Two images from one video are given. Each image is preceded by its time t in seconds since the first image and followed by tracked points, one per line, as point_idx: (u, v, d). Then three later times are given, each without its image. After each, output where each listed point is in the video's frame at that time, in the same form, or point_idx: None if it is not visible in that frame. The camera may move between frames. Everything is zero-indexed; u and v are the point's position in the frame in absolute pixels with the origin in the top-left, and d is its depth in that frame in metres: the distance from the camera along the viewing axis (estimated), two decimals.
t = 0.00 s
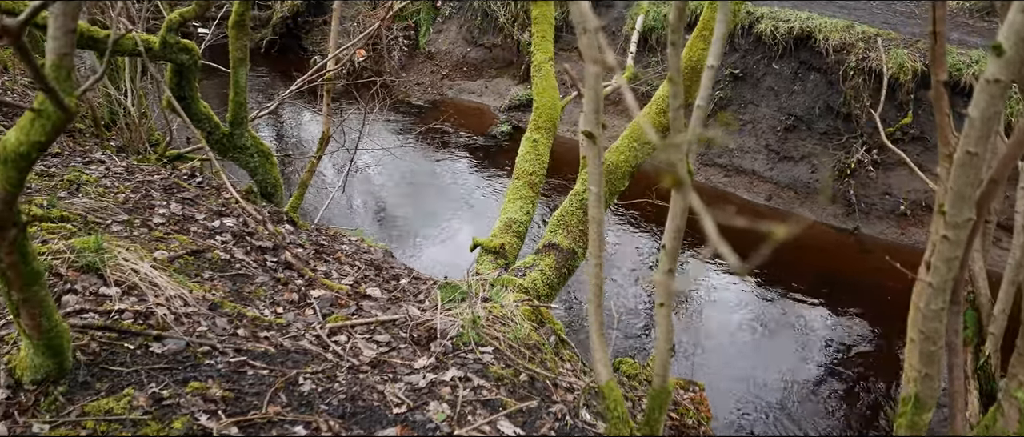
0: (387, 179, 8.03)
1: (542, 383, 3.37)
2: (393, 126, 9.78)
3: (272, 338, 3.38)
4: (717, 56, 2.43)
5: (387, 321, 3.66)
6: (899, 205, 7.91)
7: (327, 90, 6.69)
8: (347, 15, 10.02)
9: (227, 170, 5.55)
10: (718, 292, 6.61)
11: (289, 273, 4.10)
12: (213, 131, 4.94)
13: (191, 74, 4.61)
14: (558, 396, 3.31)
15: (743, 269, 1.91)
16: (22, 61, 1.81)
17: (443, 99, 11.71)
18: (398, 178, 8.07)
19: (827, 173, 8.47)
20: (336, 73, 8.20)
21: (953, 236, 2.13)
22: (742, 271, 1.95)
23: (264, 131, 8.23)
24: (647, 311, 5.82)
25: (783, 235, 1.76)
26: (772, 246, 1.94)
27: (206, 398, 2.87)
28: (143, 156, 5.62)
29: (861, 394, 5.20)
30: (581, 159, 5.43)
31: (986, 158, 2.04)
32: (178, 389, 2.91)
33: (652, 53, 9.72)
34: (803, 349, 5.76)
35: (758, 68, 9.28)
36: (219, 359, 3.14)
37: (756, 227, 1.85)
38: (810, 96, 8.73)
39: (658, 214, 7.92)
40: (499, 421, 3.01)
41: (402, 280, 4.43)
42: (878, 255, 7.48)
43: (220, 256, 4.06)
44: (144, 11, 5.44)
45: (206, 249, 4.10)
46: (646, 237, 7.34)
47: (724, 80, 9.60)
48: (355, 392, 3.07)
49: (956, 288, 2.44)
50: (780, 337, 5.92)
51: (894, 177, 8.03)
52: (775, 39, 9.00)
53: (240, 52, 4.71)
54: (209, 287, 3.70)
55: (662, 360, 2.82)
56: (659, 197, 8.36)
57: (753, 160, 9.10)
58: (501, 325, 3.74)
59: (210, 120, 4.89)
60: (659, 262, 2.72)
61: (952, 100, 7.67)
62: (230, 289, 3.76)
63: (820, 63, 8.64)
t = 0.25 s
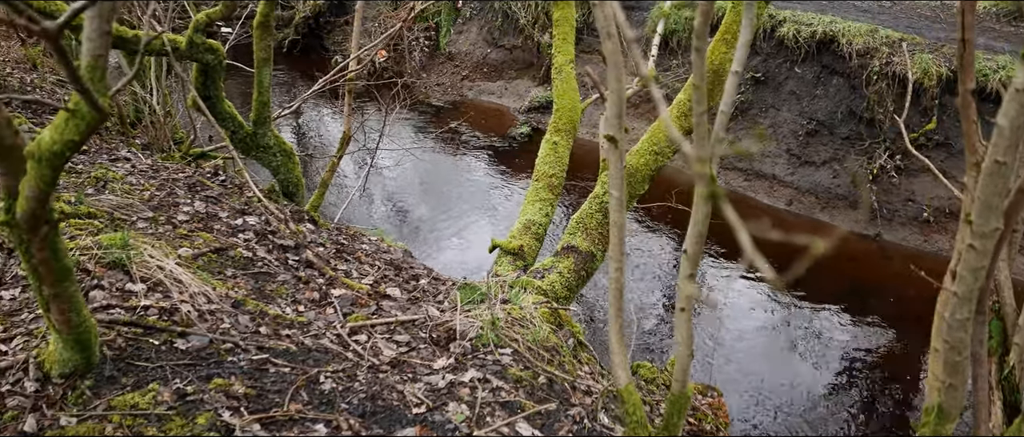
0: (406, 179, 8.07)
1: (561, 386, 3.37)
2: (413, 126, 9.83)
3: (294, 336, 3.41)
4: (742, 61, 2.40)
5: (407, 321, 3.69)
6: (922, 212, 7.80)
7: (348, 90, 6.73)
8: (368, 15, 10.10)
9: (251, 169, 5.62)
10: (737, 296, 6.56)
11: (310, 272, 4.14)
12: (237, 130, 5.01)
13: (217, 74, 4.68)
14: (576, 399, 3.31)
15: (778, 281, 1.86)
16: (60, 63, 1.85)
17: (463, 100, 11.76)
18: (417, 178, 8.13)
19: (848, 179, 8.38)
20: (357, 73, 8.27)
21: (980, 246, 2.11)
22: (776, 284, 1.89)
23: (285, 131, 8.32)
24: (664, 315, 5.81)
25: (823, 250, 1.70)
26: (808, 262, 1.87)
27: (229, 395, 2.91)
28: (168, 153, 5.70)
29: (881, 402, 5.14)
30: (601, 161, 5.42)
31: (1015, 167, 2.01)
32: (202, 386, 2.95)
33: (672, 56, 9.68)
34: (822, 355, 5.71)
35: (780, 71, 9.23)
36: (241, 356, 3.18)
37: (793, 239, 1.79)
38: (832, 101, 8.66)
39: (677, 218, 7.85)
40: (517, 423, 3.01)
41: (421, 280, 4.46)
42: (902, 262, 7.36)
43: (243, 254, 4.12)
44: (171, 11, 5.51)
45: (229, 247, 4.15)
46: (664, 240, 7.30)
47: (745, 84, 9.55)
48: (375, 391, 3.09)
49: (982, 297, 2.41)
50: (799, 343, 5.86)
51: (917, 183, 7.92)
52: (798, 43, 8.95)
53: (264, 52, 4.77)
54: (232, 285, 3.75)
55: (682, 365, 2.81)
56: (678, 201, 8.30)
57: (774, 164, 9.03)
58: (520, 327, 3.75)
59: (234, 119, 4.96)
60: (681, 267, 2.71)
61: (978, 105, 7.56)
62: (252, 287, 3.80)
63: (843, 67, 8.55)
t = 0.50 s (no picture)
0: (417, 180, 8.10)
1: (571, 388, 3.38)
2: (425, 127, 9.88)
3: (306, 337, 3.44)
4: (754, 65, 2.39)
5: (419, 323, 3.71)
6: (936, 214, 7.72)
7: (361, 91, 6.77)
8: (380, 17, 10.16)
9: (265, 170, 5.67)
10: (748, 299, 6.53)
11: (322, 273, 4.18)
12: (252, 132, 5.06)
13: (232, 77, 4.73)
14: (587, 401, 3.31)
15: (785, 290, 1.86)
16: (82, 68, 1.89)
17: (474, 101, 11.80)
18: (428, 180, 8.17)
19: (861, 180, 8.33)
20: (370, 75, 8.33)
21: (992, 250, 2.09)
22: (784, 294, 1.89)
23: (299, 132, 8.39)
24: (675, 317, 5.80)
25: (829, 263, 1.69)
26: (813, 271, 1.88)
27: (242, 395, 2.95)
28: (183, 154, 5.76)
29: (894, 406, 5.10)
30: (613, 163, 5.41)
31: None
32: (216, 385, 2.99)
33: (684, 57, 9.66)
34: (832, 357, 5.68)
35: (794, 73, 9.19)
36: (255, 357, 3.21)
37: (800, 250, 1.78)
38: (846, 102, 8.62)
39: (688, 221, 7.83)
40: (528, 425, 3.01)
41: (433, 281, 4.48)
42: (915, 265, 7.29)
43: (256, 255, 4.16)
44: (186, 14, 5.58)
45: (243, 247, 4.20)
46: (675, 242, 7.28)
47: (758, 85, 9.52)
48: (387, 392, 3.11)
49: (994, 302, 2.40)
50: (811, 346, 5.83)
51: (931, 185, 7.84)
52: (811, 44, 8.91)
53: (278, 55, 4.82)
54: (245, 285, 3.79)
55: (692, 368, 2.80)
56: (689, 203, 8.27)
57: (786, 166, 8.99)
58: (531, 329, 3.76)
59: (248, 121, 5.02)
60: (691, 270, 2.71)
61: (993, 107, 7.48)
62: (266, 288, 3.84)
63: (857, 68, 8.52)
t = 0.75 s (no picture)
0: (427, 180, 8.13)
1: (579, 389, 3.38)
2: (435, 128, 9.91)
3: (316, 336, 3.47)
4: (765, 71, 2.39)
5: (428, 323, 3.73)
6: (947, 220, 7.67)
7: (372, 92, 6.79)
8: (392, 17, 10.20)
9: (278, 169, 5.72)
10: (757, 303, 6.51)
11: (333, 272, 4.21)
12: (264, 131, 5.10)
13: (246, 76, 4.78)
14: (595, 403, 3.32)
15: (792, 298, 1.90)
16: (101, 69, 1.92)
17: (485, 101, 11.84)
18: (438, 180, 8.20)
19: (873, 185, 8.28)
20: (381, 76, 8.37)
21: (1003, 258, 2.09)
22: (792, 301, 1.90)
23: (310, 131, 8.44)
24: (684, 321, 5.80)
25: (836, 274, 1.72)
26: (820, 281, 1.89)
27: (254, 392, 2.97)
28: (195, 152, 5.81)
29: (902, 413, 5.08)
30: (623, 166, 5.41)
31: None
32: (228, 382, 3.02)
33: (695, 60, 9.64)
34: (841, 362, 5.67)
35: (805, 77, 9.16)
36: (266, 354, 3.24)
37: (807, 260, 1.81)
38: (858, 107, 8.58)
39: (697, 224, 7.81)
40: (536, 426, 3.02)
41: (442, 282, 4.50)
42: (926, 271, 7.25)
43: (268, 253, 4.19)
44: (201, 14, 5.63)
45: (255, 246, 4.23)
46: (684, 245, 7.27)
47: (769, 88, 9.49)
48: (396, 392, 3.13)
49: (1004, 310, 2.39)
50: (820, 351, 5.81)
51: (943, 191, 7.79)
52: (823, 48, 8.87)
53: (291, 55, 4.86)
54: (257, 283, 3.82)
55: (700, 371, 2.81)
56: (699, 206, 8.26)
57: (797, 170, 8.96)
58: (539, 330, 3.78)
59: (261, 120, 5.06)
60: (700, 274, 2.71)
61: (1007, 113, 7.43)
62: (277, 287, 3.87)
63: (869, 73, 8.47)
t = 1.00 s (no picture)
0: (439, 181, 8.16)
1: (591, 391, 3.39)
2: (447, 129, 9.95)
3: (329, 335, 3.50)
4: (779, 74, 2.40)
5: (441, 323, 3.75)
6: (962, 224, 7.61)
7: (386, 92, 6.83)
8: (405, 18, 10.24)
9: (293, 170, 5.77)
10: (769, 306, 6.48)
11: (346, 271, 4.24)
12: (279, 131, 5.15)
13: (261, 75, 4.82)
14: (606, 404, 3.33)
15: (808, 303, 1.91)
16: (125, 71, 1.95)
17: (497, 103, 11.87)
18: (450, 180, 8.23)
19: (887, 189, 8.24)
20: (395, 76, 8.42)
21: (1018, 264, 2.08)
22: (807, 305, 1.91)
23: (324, 131, 8.50)
24: (695, 323, 5.79)
25: (853, 281, 1.72)
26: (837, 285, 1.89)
27: (268, 390, 3.01)
28: (210, 152, 5.87)
29: (915, 419, 5.04)
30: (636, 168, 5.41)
31: None
32: (243, 380, 3.05)
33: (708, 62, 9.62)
34: (854, 366, 5.64)
35: (819, 79, 9.12)
36: (280, 353, 3.27)
37: (825, 265, 1.82)
38: (872, 110, 8.53)
39: (710, 227, 7.78)
40: (548, 427, 3.03)
41: (454, 282, 4.53)
42: (941, 276, 7.19)
43: (282, 252, 4.23)
44: (218, 15, 5.69)
45: (269, 245, 4.27)
46: (696, 247, 7.25)
47: (783, 91, 9.46)
48: (408, 391, 3.16)
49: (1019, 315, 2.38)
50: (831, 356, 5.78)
51: (957, 195, 7.73)
52: (838, 51, 8.83)
53: (306, 55, 4.90)
54: (271, 282, 3.86)
55: (712, 374, 2.81)
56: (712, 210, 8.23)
57: (810, 173, 8.93)
58: (551, 332, 3.79)
59: (276, 120, 5.11)
60: (713, 277, 2.71)
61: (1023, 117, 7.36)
62: (291, 286, 3.90)
63: (884, 76, 8.42)
